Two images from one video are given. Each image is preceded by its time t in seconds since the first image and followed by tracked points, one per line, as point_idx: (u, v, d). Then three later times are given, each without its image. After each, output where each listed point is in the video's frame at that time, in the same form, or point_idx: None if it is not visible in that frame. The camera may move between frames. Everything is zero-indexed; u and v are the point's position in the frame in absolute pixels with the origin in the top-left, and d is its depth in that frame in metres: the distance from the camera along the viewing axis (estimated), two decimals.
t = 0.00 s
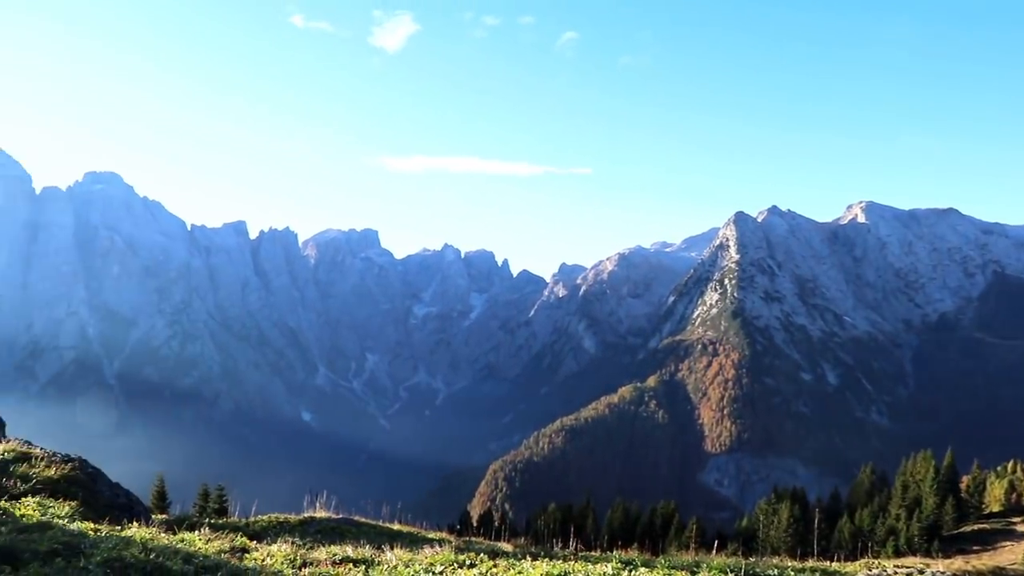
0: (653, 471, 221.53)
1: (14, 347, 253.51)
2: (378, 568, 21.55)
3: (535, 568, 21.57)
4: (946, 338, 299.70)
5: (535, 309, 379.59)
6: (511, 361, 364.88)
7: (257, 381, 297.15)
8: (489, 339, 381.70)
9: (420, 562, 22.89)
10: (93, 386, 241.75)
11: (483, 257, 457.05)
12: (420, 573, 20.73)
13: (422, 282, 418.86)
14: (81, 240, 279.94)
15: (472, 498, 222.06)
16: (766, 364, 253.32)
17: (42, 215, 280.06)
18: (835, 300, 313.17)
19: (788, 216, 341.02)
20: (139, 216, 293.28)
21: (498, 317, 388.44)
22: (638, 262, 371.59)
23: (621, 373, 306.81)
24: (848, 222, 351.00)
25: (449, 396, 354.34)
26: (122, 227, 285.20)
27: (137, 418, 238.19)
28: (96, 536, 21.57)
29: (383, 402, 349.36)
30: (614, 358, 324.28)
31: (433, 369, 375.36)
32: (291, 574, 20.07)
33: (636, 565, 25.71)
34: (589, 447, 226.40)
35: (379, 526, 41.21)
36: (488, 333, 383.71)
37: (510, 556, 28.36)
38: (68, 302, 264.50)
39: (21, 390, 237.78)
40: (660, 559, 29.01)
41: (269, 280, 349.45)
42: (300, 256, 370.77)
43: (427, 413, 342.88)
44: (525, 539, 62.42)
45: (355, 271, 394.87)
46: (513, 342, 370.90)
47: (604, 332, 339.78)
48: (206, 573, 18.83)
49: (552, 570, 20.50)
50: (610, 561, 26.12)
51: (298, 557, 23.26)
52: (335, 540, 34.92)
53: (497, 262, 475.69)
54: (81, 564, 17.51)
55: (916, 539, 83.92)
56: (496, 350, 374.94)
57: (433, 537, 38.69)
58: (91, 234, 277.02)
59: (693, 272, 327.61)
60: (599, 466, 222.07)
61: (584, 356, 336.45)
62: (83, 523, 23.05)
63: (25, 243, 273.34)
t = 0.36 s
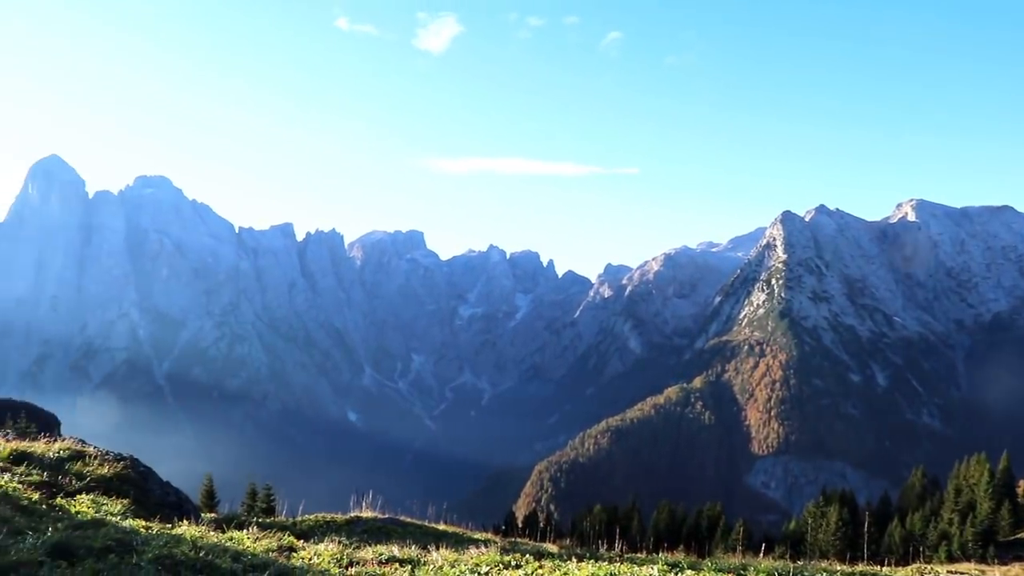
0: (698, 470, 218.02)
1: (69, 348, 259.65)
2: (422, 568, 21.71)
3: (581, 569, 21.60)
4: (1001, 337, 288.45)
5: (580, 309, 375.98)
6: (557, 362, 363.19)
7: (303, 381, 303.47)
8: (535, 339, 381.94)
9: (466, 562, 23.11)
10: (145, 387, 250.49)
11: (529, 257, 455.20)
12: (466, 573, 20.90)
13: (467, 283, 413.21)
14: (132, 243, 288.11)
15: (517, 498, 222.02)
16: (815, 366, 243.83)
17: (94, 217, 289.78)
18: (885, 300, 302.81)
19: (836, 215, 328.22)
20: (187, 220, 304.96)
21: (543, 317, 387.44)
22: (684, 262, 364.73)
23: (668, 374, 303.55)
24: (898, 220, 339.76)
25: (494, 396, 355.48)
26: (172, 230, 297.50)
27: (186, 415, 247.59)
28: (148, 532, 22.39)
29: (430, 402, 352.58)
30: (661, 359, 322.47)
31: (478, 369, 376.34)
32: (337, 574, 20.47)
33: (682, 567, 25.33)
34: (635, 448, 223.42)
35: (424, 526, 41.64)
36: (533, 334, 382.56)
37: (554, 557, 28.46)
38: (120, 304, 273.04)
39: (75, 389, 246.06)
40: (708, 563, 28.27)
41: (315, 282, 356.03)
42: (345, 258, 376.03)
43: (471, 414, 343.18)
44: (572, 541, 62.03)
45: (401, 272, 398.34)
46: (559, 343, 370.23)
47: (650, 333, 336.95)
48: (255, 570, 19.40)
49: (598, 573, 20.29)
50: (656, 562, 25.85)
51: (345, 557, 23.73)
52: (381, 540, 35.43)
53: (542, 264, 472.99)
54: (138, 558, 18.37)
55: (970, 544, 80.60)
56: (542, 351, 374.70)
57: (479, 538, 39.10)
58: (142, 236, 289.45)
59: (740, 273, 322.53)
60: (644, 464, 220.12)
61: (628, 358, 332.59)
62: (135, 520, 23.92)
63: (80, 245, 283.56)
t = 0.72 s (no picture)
0: (746, 473, 211.40)
1: (121, 350, 270.12)
2: (469, 569, 21.54)
3: (629, 570, 21.15)
4: None
5: (628, 311, 374.41)
6: (603, 363, 362.54)
7: (350, 382, 309.31)
8: (582, 340, 380.10)
9: (512, 563, 22.79)
10: (193, 387, 259.55)
11: (575, 257, 452.09)
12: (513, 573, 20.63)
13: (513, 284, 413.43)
14: (180, 245, 295.11)
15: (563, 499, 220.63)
16: (865, 368, 237.99)
17: (145, 221, 297.95)
18: (937, 302, 289.12)
19: (887, 213, 311.47)
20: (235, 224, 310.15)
21: (590, 319, 384.52)
22: (731, 262, 355.34)
23: (716, 376, 299.20)
24: (952, 218, 323.38)
25: (540, 397, 355.64)
26: (221, 233, 303.80)
27: (233, 414, 255.79)
28: (199, 531, 22.65)
29: (476, 404, 354.37)
30: (709, 360, 315.85)
31: (525, 371, 376.18)
32: (383, 574, 20.39)
33: (731, 570, 24.59)
34: (682, 449, 219.24)
35: (470, 526, 41.46)
36: (579, 334, 380.33)
37: (600, 559, 28.03)
38: (170, 305, 281.94)
39: (128, 389, 255.55)
40: (756, 564, 27.41)
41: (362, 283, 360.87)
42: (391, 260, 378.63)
43: (518, 415, 345.90)
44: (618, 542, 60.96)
45: (447, 273, 397.75)
46: (605, 344, 367.88)
47: (698, 334, 332.89)
48: (303, 570, 19.34)
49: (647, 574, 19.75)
50: (704, 567, 25.16)
51: (392, 556, 23.67)
52: (427, 540, 35.52)
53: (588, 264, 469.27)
54: (193, 560, 18.43)
55: None
56: (588, 352, 372.60)
57: (525, 539, 38.67)
58: (192, 240, 294.94)
59: (787, 273, 311.53)
60: (691, 466, 214.68)
61: (675, 359, 330.85)
62: (187, 518, 24.32)
63: (131, 248, 291.40)
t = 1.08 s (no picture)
0: (799, 476, 203.62)
1: (175, 350, 279.30)
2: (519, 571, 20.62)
3: None
4: None
5: (678, 312, 365.84)
6: (653, 365, 355.57)
7: (401, 383, 313.73)
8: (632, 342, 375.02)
9: (562, 565, 21.82)
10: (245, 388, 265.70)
11: (625, 259, 447.53)
12: (562, 574, 19.95)
13: (563, 286, 412.81)
14: (233, 249, 304.02)
15: (614, 502, 217.15)
16: (920, 369, 227.50)
17: (199, 226, 306.20)
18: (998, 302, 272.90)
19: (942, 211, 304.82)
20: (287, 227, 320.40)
21: (639, 320, 379.18)
22: (783, 263, 348.19)
23: (770, 378, 289.81)
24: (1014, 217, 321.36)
25: (590, 399, 352.59)
26: (272, 236, 311.81)
27: (285, 415, 261.49)
28: (251, 528, 22.09)
29: (526, 406, 353.59)
30: (761, 362, 307.08)
31: (574, 372, 373.97)
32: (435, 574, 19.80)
33: None
34: (734, 452, 212.15)
35: (521, 528, 40.77)
36: (629, 336, 376.03)
37: (649, 562, 26.85)
38: (223, 308, 289.90)
39: (182, 389, 264.36)
40: (811, 569, 25.72)
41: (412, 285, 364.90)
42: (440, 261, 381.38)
43: (567, 416, 343.80)
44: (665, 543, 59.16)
45: (497, 275, 399.00)
46: (655, 346, 361.83)
47: (749, 336, 321.82)
48: (354, 570, 18.77)
49: None
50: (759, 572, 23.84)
51: (443, 557, 23.06)
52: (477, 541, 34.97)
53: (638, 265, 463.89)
54: (252, 567, 15.77)
55: None
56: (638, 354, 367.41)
57: (576, 541, 37.57)
58: (244, 242, 304.42)
59: (840, 273, 300.38)
60: (742, 472, 206.88)
61: (726, 360, 322.48)
62: (240, 517, 23.28)
63: (185, 252, 300.37)
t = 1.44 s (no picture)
0: (874, 481, 187.98)
1: (246, 351, 292.80)
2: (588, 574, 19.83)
3: None
4: None
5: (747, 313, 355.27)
6: (722, 367, 345.67)
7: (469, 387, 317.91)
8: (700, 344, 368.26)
9: (630, 570, 20.94)
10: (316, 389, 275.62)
11: (692, 260, 437.84)
12: None
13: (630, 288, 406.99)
14: (302, 252, 310.51)
15: (682, 506, 212.04)
16: (1004, 373, 210.33)
17: (269, 229, 313.73)
18: None
19: None
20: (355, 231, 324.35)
21: (707, 322, 371.26)
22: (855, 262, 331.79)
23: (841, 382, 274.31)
24: None
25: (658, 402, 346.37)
26: (340, 239, 317.12)
27: (354, 416, 270.29)
28: (320, 527, 22.04)
29: (593, 408, 350.66)
30: (829, 365, 289.90)
31: (642, 374, 368.31)
32: None
33: None
34: (806, 456, 195.91)
35: (591, 531, 39.82)
36: (697, 338, 368.20)
37: (720, 567, 25.41)
38: (293, 309, 299.75)
39: (254, 390, 277.20)
40: None
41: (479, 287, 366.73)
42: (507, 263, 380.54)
43: (635, 419, 338.54)
44: (743, 549, 56.74)
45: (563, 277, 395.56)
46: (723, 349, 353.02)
47: (819, 338, 306.49)
48: (422, 571, 18.55)
49: None
50: None
51: (510, 560, 22.62)
52: (544, 544, 34.39)
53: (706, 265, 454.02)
54: (329, 568, 14.90)
55: None
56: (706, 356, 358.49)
57: (646, 546, 36.25)
58: (314, 245, 310.78)
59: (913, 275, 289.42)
60: (814, 476, 190.93)
61: (796, 363, 308.12)
62: (310, 517, 23.34)
63: (257, 252, 309.24)
